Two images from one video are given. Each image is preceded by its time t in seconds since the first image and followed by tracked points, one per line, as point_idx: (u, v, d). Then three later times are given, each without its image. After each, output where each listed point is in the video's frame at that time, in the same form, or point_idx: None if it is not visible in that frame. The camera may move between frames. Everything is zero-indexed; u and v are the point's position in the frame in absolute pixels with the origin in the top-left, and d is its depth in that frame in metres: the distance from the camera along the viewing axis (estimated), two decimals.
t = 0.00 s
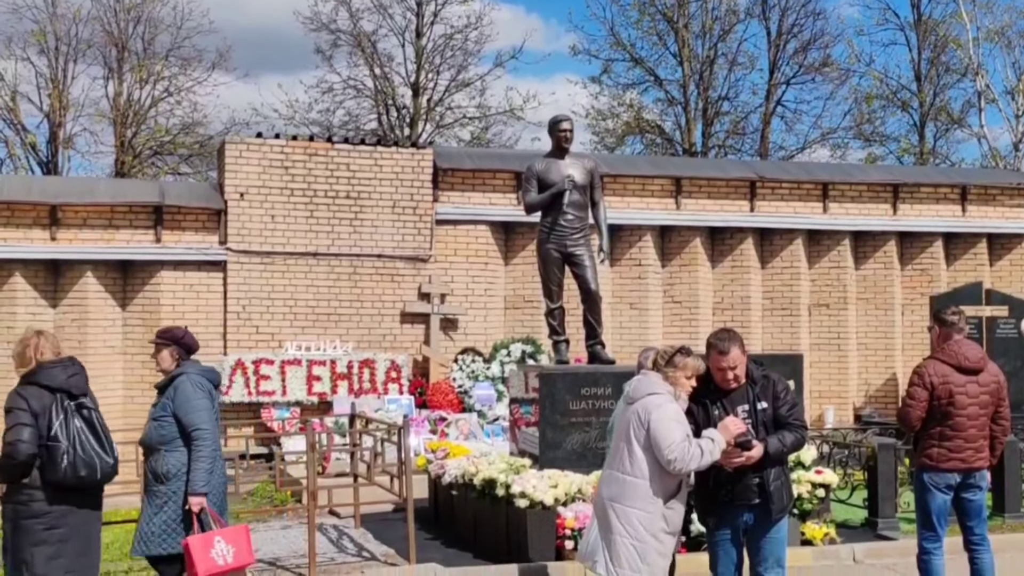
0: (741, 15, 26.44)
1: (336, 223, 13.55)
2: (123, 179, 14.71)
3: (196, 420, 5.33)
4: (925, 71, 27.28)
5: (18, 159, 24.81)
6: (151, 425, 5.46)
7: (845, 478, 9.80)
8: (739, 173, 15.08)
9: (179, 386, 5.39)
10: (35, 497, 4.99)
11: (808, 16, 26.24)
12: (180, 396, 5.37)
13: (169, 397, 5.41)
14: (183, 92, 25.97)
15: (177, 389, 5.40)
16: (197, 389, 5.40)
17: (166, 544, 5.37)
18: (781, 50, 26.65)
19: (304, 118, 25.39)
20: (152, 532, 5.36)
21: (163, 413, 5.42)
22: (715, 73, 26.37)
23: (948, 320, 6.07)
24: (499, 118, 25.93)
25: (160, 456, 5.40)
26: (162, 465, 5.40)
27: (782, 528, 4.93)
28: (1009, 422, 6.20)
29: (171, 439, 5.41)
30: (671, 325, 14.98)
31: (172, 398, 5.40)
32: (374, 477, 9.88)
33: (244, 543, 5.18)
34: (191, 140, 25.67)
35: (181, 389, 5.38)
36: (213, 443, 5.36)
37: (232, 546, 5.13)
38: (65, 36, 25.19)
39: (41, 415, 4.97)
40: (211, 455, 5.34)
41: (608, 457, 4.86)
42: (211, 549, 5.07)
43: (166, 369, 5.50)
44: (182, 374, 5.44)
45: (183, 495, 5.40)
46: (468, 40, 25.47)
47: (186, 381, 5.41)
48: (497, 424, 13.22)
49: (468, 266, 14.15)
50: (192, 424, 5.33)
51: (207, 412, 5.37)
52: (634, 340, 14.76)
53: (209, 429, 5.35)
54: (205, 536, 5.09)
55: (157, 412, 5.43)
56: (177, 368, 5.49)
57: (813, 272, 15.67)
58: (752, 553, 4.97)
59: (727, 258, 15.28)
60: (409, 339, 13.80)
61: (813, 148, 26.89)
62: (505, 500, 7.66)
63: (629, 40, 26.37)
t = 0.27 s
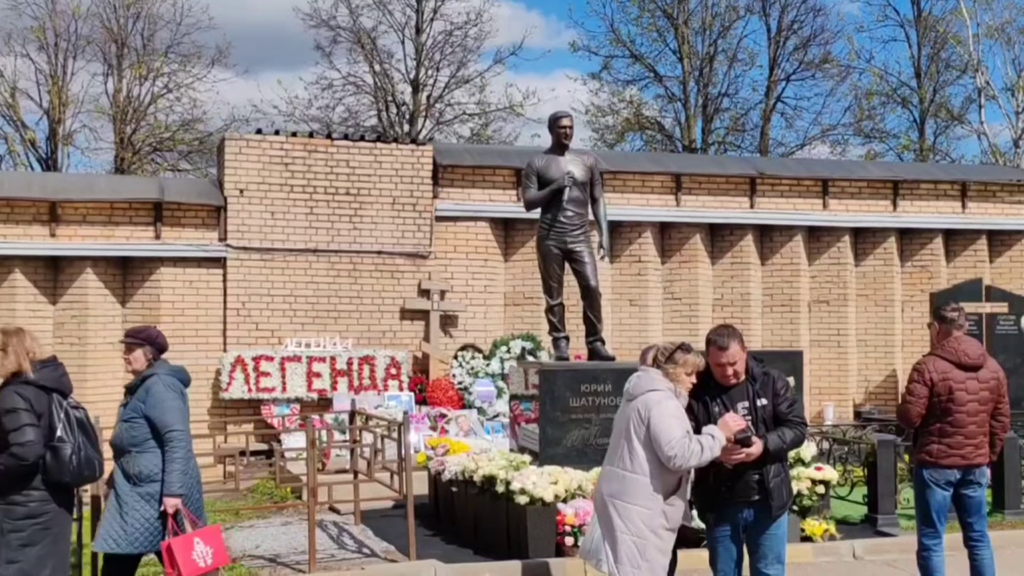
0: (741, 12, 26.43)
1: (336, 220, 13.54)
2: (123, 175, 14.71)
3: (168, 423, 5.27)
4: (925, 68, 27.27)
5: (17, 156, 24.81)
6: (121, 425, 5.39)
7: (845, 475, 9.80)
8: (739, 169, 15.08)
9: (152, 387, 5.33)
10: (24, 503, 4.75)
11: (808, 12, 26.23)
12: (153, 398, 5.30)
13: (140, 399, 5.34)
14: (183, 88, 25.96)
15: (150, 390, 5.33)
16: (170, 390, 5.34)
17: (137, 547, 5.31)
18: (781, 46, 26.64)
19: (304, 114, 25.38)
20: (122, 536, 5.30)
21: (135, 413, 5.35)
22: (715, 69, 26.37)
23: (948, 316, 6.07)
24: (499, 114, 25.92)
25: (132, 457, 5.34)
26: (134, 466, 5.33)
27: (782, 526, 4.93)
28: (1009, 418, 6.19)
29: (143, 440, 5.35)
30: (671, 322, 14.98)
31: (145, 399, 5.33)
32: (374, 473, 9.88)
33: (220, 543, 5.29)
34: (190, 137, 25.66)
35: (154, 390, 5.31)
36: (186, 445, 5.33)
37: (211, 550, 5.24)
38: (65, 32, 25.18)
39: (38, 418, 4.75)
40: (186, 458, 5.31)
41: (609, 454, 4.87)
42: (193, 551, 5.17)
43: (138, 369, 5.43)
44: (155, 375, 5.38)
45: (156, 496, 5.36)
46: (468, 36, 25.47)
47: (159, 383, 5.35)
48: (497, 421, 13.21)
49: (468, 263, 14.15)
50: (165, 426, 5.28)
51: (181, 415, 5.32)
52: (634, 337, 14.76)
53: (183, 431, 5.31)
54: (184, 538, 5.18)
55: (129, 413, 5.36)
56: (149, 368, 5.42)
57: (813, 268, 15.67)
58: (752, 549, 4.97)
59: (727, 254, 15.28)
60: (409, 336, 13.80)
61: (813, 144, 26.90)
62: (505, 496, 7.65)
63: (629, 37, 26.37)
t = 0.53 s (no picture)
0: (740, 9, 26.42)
1: (335, 217, 13.54)
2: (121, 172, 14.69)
3: (125, 430, 5.25)
4: (924, 65, 27.26)
5: (16, 153, 24.79)
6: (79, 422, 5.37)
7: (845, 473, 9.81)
8: (738, 167, 15.07)
9: (111, 389, 5.30)
10: (18, 502, 4.67)
11: (808, 10, 26.21)
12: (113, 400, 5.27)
13: (99, 400, 5.31)
14: (182, 86, 25.94)
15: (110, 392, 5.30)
16: (130, 395, 5.31)
17: (91, 548, 5.29)
18: (780, 44, 26.63)
19: (303, 112, 25.37)
20: (75, 535, 5.29)
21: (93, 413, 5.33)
22: (714, 67, 26.35)
23: (947, 314, 6.07)
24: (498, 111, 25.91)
25: (86, 456, 5.31)
26: (88, 466, 5.29)
27: (781, 523, 4.92)
28: (1008, 416, 6.18)
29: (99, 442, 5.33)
30: (671, 319, 14.98)
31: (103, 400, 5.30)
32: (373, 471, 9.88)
33: (170, 555, 5.10)
34: (189, 134, 25.65)
35: (115, 392, 5.28)
36: (142, 451, 5.29)
37: (157, 561, 5.04)
38: (64, 29, 25.16)
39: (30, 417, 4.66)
40: (139, 465, 5.27)
41: (608, 451, 4.86)
42: (140, 559, 4.98)
43: (101, 366, 5.42)
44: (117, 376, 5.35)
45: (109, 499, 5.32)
46: (467, 34, 25.45)
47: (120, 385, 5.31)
48: (496, 418, 13.21)
49: (467, 260, 14.15)
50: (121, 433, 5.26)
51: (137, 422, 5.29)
52: (633, 335, 14.76)
53: (140, 438, 5.28)
54: (132, 545, 5.00)
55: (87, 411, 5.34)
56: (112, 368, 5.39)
57: (812, 266, 15.67)
58: (752, 547, 4.96)
59: (726, 252, 15.27)
60: (408, 333, 13.79)
61: (812, 142, 26.90)
62: (504, 494, 7.64)
63: (628, 34, 26.36)
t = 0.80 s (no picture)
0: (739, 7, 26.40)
1: (333, 215, 13.53)
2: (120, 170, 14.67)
3: (93, 428, 5.24)
4: (922, 64, 27.26)
5: (15, 151, 24.78)
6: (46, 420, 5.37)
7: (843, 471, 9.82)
8: (737, 164, 15.07)
9: (78, 388, 5.29)
10: None
11: (807, 8, 26.20)
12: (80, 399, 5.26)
13: (68, 398, 5.30)
14: (180, 83, 25.93)
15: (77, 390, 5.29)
16: (97, 393, 5.29)
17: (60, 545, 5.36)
18: (779, 42, 26.62)
19: (301, 110, 25.35)
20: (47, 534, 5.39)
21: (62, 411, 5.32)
22: (713, 65, 26.33)
23: (945, 312, 6.08)
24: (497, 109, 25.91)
25: (57, 456, 5.32)
26: (59, 466, 5.32)
27: (781, 521, 4.92)
28: (1006, 414, 6.18)
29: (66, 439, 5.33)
30: (669, 318, 14.98)
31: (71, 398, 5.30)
32: (372, 469, 9.88)
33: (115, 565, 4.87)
34: (188, 132, 25.62)
35: (83, 390, 5.27)
36: (110, 449, 5.27)
37: (100, 567, 4.81)
38: (62, 27, 25.14)
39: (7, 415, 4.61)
40: (106, 463, 5.24)
41: (607, 449, 4.86)
42: (80, 561, 4.78)
43: (69, 363, 5.39)
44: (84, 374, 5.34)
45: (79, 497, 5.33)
46: (466, 32, 25.43)
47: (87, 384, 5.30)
48: (494, 416, 13.22)
49: (466, 259, 14.15)
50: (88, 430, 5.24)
51: (105, 420, 5.27)
52: (632, 333, 14.76)
53: (109, 435, 5.27)
54: (77, 546, 4.80)
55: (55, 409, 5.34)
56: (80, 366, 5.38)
57: (811, 264, 15.66)
58: (752, 544, 4.96)
59: (725, 250, 15.27)
60: (407, 331, 13.79)
61: (810, 140, 26.90)
62: (502, 492, 7.65)
63: (627, 32, 26.33)
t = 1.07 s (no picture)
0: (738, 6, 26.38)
1: (332, 213, 13.52)
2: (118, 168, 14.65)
3: (61, 425, 5.22)
4: (921, 62, 27.24)
5: (13, 149, 24.76)
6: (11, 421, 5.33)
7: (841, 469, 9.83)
8: (736, 163, 15.07)
9: (46, 387, 5.30)
10: None
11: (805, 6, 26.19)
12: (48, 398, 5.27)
13: (35, 397, 5.29)
14: (179, 82, 25.92)
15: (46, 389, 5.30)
16: (65, 392, 5.31)
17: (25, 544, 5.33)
18: (778, 40, 26.61)
19: (300, 108, 25.34)
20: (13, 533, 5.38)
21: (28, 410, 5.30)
22: (711, 63, 26.32)
23: (942, 310, 6.08)
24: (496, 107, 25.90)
25: (24, 456, 5.30)
26: (28, 466, 5.31)
27: (780, 520, 4.92)
28: (1005, 412, 6.17)
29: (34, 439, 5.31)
30: (668, 316, 14.98)
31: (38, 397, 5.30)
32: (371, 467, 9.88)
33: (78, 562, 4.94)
34: (187, 130, 25.59)
35: (50, 389, 5.28)
36: (78, 446, 5.26)
37: (62, 562, 4.89)
38: (60, 25, 25.11)
39: None
40: (74, 460, 5.22)
41: (605, 447, 4.86)
42: (42, 556, 4.84)
43: (31, 364, 5.38)
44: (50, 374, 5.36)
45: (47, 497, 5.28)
46: (465, 30, 25.42)
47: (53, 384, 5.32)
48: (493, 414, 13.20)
49: (464, 257, 14.14)
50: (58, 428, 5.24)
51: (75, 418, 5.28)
52: (631, 331, 14.76)
53: (76, 432, 5.25)
54: (39, 540, 4.87)
55: (21, 409, 5.31)
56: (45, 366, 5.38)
57: (810, 262, 15.66)
58: (751, 543, 4.96)
59: (724, 248, 15.28)
60: (406, 329, 13.79)
61: (809, 138, 26.89)
62: (501, 490, 7.64)
63: (626, 30, 26.32)
